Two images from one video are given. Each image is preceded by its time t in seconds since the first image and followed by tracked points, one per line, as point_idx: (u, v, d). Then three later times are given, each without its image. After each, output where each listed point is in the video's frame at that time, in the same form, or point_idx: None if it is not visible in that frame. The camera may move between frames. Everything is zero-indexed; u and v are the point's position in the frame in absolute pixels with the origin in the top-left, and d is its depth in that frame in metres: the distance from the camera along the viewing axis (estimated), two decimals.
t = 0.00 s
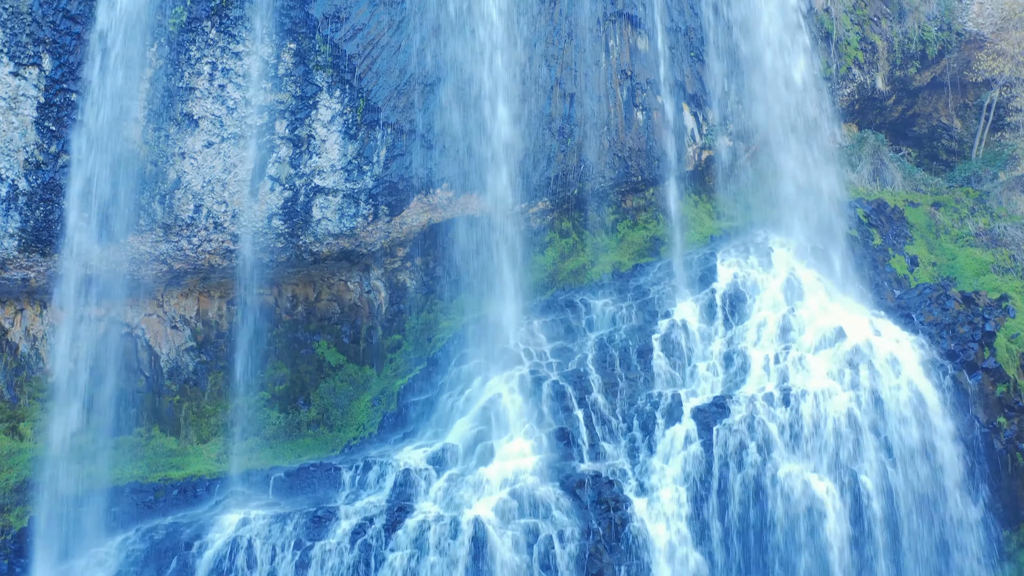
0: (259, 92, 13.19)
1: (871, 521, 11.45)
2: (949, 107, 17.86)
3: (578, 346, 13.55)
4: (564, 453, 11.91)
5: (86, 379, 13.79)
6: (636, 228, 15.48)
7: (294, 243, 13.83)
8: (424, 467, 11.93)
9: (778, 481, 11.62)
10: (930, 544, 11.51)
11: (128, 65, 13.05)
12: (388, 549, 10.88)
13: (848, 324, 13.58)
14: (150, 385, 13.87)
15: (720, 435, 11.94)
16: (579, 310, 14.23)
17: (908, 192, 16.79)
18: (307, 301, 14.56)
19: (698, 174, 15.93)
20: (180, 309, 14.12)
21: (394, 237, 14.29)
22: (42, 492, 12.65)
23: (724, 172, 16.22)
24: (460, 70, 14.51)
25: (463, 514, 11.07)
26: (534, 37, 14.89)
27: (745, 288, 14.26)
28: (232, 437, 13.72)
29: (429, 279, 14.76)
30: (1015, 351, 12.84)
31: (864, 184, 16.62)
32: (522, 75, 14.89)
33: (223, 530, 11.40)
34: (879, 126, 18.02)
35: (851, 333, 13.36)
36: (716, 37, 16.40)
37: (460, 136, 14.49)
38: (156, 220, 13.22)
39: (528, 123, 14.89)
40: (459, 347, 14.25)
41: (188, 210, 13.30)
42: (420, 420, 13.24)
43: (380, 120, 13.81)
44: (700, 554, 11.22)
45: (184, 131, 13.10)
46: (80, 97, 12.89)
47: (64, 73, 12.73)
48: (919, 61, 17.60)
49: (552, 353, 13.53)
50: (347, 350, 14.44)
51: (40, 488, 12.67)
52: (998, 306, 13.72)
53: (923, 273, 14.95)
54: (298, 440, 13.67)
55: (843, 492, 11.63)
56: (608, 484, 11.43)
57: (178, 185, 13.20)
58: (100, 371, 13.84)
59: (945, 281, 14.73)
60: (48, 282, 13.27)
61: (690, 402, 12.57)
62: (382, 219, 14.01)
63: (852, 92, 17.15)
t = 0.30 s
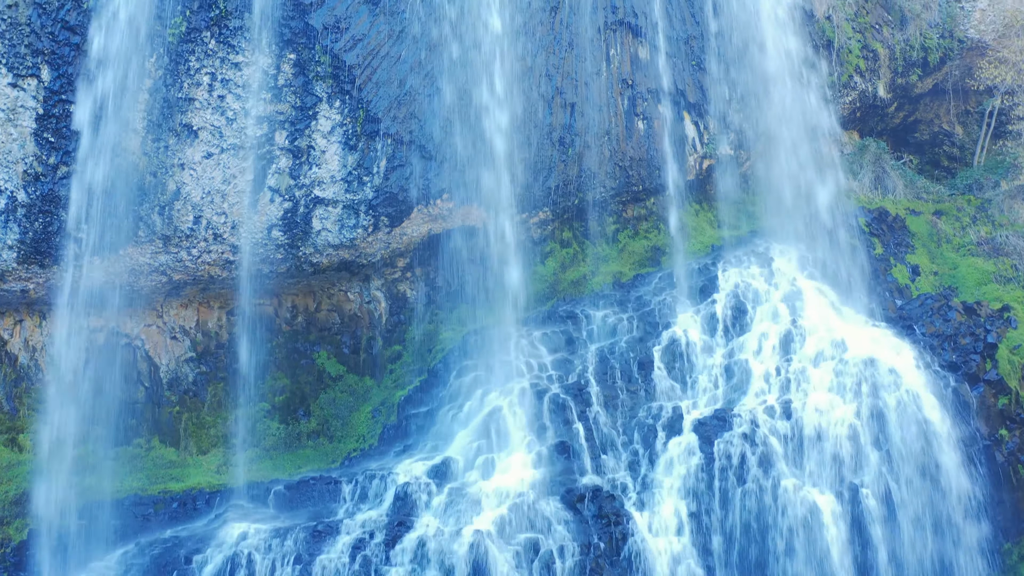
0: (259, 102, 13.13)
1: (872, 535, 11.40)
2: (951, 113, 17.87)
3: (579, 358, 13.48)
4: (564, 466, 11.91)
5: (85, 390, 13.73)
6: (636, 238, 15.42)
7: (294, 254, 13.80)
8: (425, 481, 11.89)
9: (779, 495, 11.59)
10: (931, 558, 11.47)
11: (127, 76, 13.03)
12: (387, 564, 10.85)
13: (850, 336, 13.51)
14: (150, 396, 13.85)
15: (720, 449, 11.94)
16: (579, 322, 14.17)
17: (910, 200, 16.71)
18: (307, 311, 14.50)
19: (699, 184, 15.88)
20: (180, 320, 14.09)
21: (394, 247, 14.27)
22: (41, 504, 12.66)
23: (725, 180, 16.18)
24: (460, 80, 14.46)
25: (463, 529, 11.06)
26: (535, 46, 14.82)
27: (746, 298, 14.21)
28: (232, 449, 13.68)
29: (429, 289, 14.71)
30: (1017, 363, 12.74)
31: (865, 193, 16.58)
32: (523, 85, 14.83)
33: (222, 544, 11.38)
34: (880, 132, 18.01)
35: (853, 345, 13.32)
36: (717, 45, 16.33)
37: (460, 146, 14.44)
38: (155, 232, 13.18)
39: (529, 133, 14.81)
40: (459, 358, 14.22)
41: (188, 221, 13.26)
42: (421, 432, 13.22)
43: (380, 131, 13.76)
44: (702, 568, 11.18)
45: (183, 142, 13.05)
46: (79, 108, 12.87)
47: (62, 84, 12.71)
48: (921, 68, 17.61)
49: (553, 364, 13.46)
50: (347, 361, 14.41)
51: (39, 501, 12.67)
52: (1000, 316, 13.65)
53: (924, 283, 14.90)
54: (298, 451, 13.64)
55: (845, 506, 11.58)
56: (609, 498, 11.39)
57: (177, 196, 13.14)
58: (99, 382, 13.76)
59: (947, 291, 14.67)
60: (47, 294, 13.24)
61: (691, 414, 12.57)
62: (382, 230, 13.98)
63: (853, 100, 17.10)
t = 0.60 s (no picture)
0: (258, 113, 13.11)
1: (875, 549, 11.33)
2: (952, 120, 17.86)
3: (580, 370, 13.47)
4: (565, 480, 11.86)
5: (85, 401, 13.68)
6: (637, 248, 15.39)
7: (294, 265, 13.73)
8: (425, 495, 11.87)
9: (780, 509, 11.56)
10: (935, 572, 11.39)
11: (126, 86, 12.95)
12: None
13: (852, 347, 13.46)
14: (150, 407, 13.79)
15: (721, 462, 11.92)
16: (580, 333, 14.20)
17: (912, 209, 16.68)
18: (307, 321, 14.44)
19: (699, 193, 15.85)
20: (180, 330, 14.04)
21: (395, 258, 14.20)
22: (40, 516, 12.68)
23: (725, 190, 16.16)
24: (460, 89, 14.40)
25: (464, 544, 11.05)
26: (536, 56, 14.78)
27: (747, 309, 14.18)
28: (232, 460, 13.65)
29: (429, 299, 14.66)
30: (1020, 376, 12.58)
31: (867, 201, 16.49)
32: (524, 94, 14.76)
33: (223, 558, 11.34)
34: (881, 139, 18.01)
35: (856, 357, 13.26)
36: (718, 54, 16.29)
37: (461, 155, 14.38)
38: (155, 243, 13.15)
39: (529, 143, 14.74)
40: (460, 371, 14.17)
41: (187, 232, 13.22)
42: (421, 444, 13.19)
43: (380, 141, 13.70)
44: None
45: (183, 153, 13.03)
46: (78, 119, 12.79)
47: (61, 95, 12.65)
48: (922, 75, 17.54)
49: (554, 375, 13.47)
50: (347, 371, 14.35)
51: (39, 513, 12.68)
52: (1002, 327, 13.56)
53: (926, 292, 14.81)
54: (298, 462, 13.60)
55: (847, 521, 11.53)
56: (610, 512, 11.36)
57: (177, 207, 13.11)
58: (99, 394, 13.74)
59: (948, 301, 14.56)
60: (46, 305, 13.20)
61: (692, 427, 12.51)
62: (383, 241, 13.93)
63: (854, 108, 17.01)
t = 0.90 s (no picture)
0: (259, 124, 13.07)
1: (875, 563, 11.34)
2: (955, 125, 17.85)
3: (580, 382, 13.41)
4: (566, 494, 11.82)
5: (84, 413, 13.64)
6: (639, 257, 15.34)
7: (294, 276, 13.68)
8: (425, 508, 11.86)
9: (782, 522, 11.53)
10: None
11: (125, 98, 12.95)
12: None
13: (855, 359, 13.41)
14: (150, 418, 13.76)
15: (723, 475, 11.85)
16: (581, 344, 14.12)
17: (913, 216, 16.62)
18: (307, 331, 14.39)
19: (701, 202, 15.78)
20: (180, 341, 13.99)
21: (395, 269, 14.15)
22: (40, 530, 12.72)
23: (727, 198, 16.07)
24: (461, 98, 14.35)
25: (466, 559, 11.00)
26: (537, 65, 14.74)
27: (748, 319, 14.17)
28: (232, 471, 13.62)
29: (430, 309, 14.61)
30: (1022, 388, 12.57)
31: (869, 209, 16.43)
32: (525, 103, 14.70)
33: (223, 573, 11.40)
34: (884, 146, 17.97)
35: (857, 369, 13.23)
36: (719, 63, 16.23)
37: (461, 165, 14.33)
38: (154, 254, 13.12)
39: (530, 154, 14.71)
40: (461, 383, 14.15)
41: (187, 243, 13.18)
42: (422, 457, 13.19)
43: (381, 152, 13.65)
44: None
45: (183, 164, 12.99)
46: (77, 130, 12.80)
47: (60, 107, 12.65)
48: (924, 82, 17.53)
49: (554, 388, 13.42)
50: (347, 382, 14.31)
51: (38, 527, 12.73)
52: (1004, 337, 13.52)
53: (928, 302, 14.79)
54: (298, 473, 13.59)
55: (848, 535, 11.51)
56: (611, 526, 11.24)
57: (176, 218, 13.07)
58: (99, 405, 13.70)
59: (950, 311, 14.56)
60: (46, 316, 13.14)
61: (692, 441, 12.47)
62: (383, 252, 13.87)
63: (856, 116, 16.97)
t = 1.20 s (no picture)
0: (258, 134, 13.02)
1: None
2: (956, 131, 17.84)
3: (581, 394, 13.36)
4: (567, 507, 11.78)
5: (84, 424, 13.61)
6: (640, 267, 15.31)
7: (294, 287, 13.62)
8: (426, 522, 11.82)
9: (784, 536, 11.46)
10: None
11: (124, 109, 12.96)
12: None
13: (856, 370, 13.39)
14: (149, 428, 13.73)
15: (725, 489, 11.80)
16: (582, 355, 14.11)
17: (915, 224, 16.61)
18: (308, 342, 14.36)
19: (701, 211, 15.77)
20: (179, 351, 13.94)
21: (396, 279, 14.09)
22: (40, 542, 12.69)
23: (728, 208, 16.03)
24: (462, 108, 14.31)
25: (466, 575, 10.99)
26: (537, 75, 14.68)
27: (750, 330, 14.13)
28: (233, 482, 13.59)
29: (429, 320, 14.59)
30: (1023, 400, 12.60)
31: (869, 217, 16.47)
32: (526, 113, 14.67)
33: None
34: (886, 152, 17.94)
35: (859, 381, 13.18)
36: (720, 72, 16.18)
37: (462, 175, 14.30)
38: (154, 266, 13.07)
39: (530, 164, 14.65)
40: (461, 395, 14.11)
41: (187, 255, 13.12)
42: (422, 469, 13.14)
43: (381, 163, 13.60)
44: None
45: (183, 175, 12.94)
46: (76, 142, 12.79)
47: (59, 118, 12.64)
48: (926, 90, 17.50)
49: (555, 400, 13.38)
50: (348, 392, 14.29)
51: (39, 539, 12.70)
52: (1006, 348, 13.54)
53: (930, 311, 14.75)
54: (298, 484, 13.54)
55: (851, 549, 11.44)
56: (612, 540, 11.25)
57: (176, 230, 13.03)
58: (99, 416, 13.67)
59: (952, 321, 14.50)
60: (46, 327, 13.12)
61: (694, 454, 12.42)
62: (384, 262, 13.81)
63: (857, 125, 16.91)
